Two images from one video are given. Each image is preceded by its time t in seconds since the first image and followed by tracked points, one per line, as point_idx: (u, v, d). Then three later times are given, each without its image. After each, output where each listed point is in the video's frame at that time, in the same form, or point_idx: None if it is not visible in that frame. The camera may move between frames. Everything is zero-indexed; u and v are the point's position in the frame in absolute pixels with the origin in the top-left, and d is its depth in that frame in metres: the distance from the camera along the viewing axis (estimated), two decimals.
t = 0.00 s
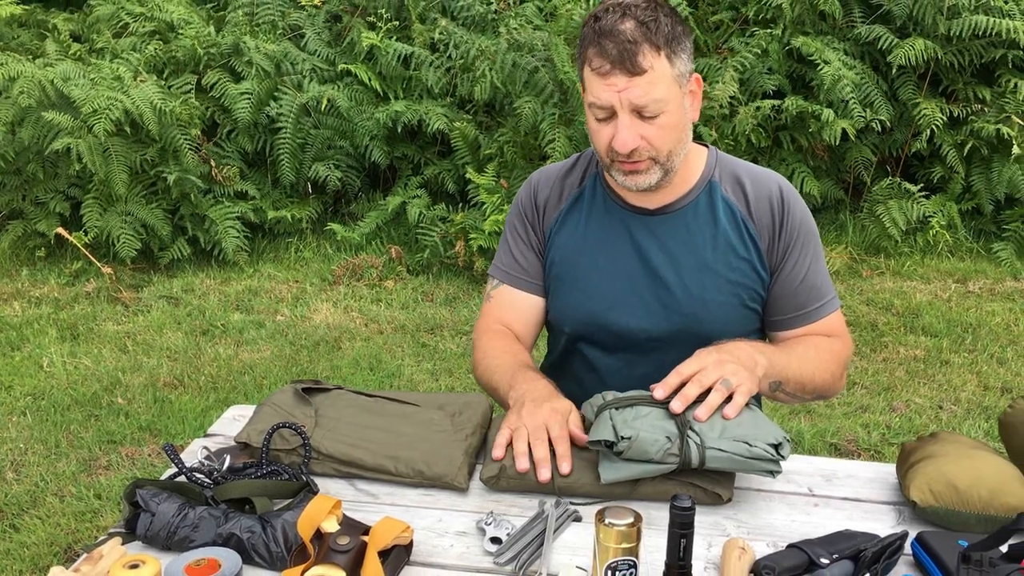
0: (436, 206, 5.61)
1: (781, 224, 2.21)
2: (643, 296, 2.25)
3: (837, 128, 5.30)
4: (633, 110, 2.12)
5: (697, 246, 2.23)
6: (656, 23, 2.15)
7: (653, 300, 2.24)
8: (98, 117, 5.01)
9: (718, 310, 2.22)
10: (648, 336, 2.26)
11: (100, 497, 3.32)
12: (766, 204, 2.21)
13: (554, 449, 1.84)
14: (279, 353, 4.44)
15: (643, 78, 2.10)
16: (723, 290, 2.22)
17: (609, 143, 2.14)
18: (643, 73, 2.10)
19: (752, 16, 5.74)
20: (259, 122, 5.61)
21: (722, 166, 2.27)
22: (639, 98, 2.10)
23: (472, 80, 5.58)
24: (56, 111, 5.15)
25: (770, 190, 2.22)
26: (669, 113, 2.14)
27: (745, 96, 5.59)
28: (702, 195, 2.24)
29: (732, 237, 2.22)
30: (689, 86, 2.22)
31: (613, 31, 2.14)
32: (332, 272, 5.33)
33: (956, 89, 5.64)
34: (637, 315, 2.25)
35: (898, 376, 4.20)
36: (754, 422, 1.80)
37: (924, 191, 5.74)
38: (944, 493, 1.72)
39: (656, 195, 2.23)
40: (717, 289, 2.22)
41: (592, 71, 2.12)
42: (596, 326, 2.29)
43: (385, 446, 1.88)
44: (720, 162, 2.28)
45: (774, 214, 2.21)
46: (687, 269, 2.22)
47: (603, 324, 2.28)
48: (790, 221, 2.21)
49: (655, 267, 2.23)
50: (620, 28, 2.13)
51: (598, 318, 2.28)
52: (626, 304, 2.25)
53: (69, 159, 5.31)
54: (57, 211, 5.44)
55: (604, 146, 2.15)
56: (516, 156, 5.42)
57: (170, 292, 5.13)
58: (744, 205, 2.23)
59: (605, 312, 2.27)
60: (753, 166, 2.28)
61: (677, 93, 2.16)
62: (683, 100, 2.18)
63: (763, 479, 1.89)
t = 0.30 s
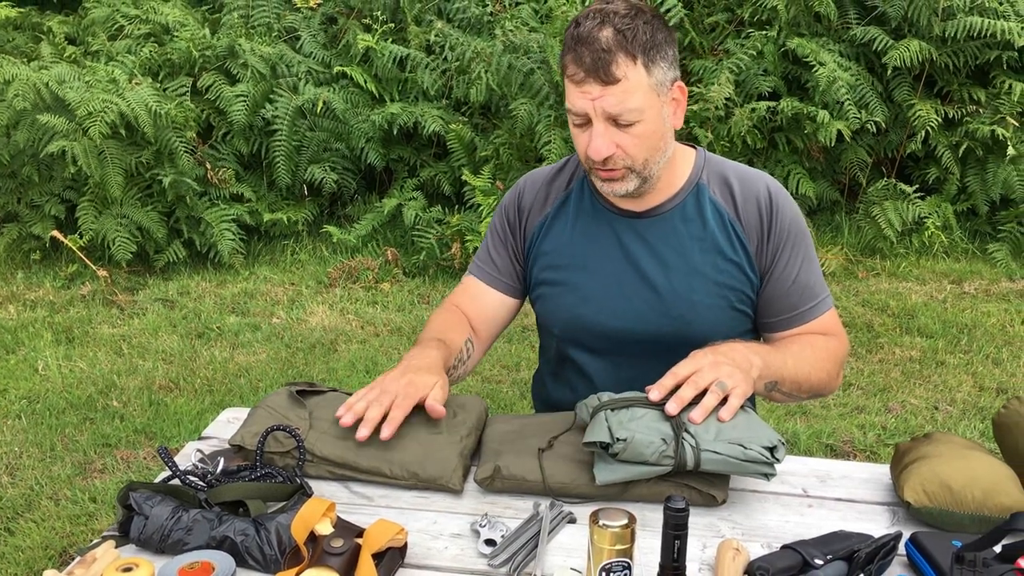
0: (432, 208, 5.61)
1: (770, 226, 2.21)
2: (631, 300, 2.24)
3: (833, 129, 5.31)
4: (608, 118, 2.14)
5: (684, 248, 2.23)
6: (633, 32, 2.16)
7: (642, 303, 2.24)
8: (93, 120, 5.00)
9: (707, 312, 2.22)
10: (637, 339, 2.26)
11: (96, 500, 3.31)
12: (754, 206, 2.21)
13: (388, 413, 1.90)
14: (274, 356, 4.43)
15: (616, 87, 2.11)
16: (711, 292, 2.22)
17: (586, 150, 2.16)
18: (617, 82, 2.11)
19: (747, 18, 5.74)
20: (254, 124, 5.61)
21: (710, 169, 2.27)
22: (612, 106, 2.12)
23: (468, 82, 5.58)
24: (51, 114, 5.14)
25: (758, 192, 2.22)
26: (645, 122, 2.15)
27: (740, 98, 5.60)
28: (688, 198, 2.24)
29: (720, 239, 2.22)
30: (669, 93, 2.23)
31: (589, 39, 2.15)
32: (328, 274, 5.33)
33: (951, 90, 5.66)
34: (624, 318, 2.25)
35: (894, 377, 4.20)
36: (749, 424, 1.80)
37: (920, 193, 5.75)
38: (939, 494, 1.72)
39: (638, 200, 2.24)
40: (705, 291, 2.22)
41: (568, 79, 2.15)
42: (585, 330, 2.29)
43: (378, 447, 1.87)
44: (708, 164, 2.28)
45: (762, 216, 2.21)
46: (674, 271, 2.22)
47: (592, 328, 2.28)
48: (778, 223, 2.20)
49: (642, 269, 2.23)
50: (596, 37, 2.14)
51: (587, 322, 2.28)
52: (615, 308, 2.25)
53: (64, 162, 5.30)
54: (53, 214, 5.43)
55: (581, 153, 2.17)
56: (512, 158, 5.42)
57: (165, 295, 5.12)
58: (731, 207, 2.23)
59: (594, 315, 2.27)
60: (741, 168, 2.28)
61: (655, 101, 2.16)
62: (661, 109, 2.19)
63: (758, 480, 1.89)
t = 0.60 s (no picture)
0: (430, 209, 5.61)
1: (754, 223, 2.21)
2: (619, 303, 2.24)
3: (830, 130, 5.31)
4: (600, 117, 2.14)
5: (670, 249, 2.23)
6: (617, 29, 2.17)
7: (630, 305, 2.23)
8: (90, 120, 4.99)
9: (694, 311, 2.22)
10: (627, 341, 2.25)
11: (93, 502, 3.30)
12: (738, 205, 2.22)
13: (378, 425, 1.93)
14: (272, 356, 4.43)
15: (607, 84, 2.12)
16: (699, 291, 2.22)
17: (579, 151, 2.15)
18: (608, 79, 2.11)
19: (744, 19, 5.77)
20: (252, 125, 5.60)
21: (693, 167, 2.28)
22: (605, 104, 2.12)
23: (466, 83, 5.58)
24: (48, 114, 5.14)
25: (742, 189, 2.22)
26: (635, 118, 2.16)
27: (738, 99, 5.59)
28: (673, 198, 2.25)
29: (705, 238, 2.22)
30: (652, 90, 2.25)
31: (574, 40, 2.15)
32: (325, 275, 5.32)
33: (948, 91, 5.67)
34: (613, 320, 2.24)
35: (891, 378, 4.20)
36: (747, 425, 1.80)
37: (917, 193, 5.75)
38: (935, 494, 1.73)
39: (626, 201, 2.24)
40: (692, 290, 2.22)
41: (556, 81, 2.14)
42: (575, 334, 2.29)
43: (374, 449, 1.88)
44: (690, 162, 2.29)
45: (746, 214, 2.21)
46: (661, 272, 2.22)
47: (582, 331, 2.27)
48: (763, 220, 2.21)
49: (629, 271, 2.23)
50: (582, 36, 2.15)
51: (576, 325, 2.27)
52: (603, 311, 2.25)
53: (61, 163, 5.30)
54: (50, 215, 5.42)
55: (574, 155, 2.16)
56: (509, 159, 5.41)
57: (162, 296, 5.12)
58: (716, 206, 2.23)
59: (582, 317, 2.26)
60: (724, 165, 2.28)
61: (642, 97, 2.18)
62: (647, 105, 2.20)
63: (755, 481, 1.89)
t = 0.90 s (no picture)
0: (430, 210, 5.61)
1: (764, 229, 2.22)
2: (626, 302, 2.24)
3: (830, 131, 5.32)
4: (618, 102, 2.18)
5: (679, 249, 2.23)
6: (632, 19, 2.23)
7: (637, 305, 2.24)
8: (91, 121, 4.99)
9: (701, 314, 2.22)
10: (632, 340, 2.26)
11: (93, 501, 3.31)
12: (748, 209, 2.22)
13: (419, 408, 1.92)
14: (272, 356, 4.44)
15: (624, 69, 2.16)
16: (706, 293, 2.22)
17: (596, 137, 2.19)
18: (624, 63, 2.16)
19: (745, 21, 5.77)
20: (253, 126, 5.61)
21: (704, 170, 2.28)
22: (622, 87, 2.16)
23: (466, 84, 5.59)
24: (49, 114, 5.14)
25: (753, 195, 2.23)
26: (651, 105, 2.20)
27: (738, 99, 5.58)
28: (683, 199, 2.25)
29: (714, 242, 2.22)
30: (667, 83, 2.29)
31: (590, 28, 2.21)
32: (325, 275, 5.33)
33: (948, 93, 5.67)
34: (618, 319, 2.24)
35: (890, 379, 4.21)
36: (747, 427, 1.81)
37: (917, 195, 5.75)
38: (934, 494, 1.73)
39: (640, 198, 2.24)
40: (699, 292, 2.22)
41: (574, 66, 2.19)
42: (580, 332, 2.29)
43: (377, 448, 1.88)
44: (702, 164, 2.29)
45: (756, 219, 2.22)
46: (669, 273, 2.22)
47: (587, 329, 2.27)
48: (772, 226, 2.21)
49: (637, 270, 2.23)
50: (598, 25, 2.20)
51: (582, 323, 2.27)
52: (609, 309, 2.25)
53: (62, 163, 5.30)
54: (50, 215, 5.42)
55: (591, 141, 2.20)
56: (510, 160, 5.41)
57: (163, 296, 5.12)
58: (726, 209, 2.24)
59: (588, 314, 2.27)
60: (735, 169, 2.29)
61: (658, 86, 2.22)
62: (663, 95, 2.24)
63: (754, 482, 1.90)
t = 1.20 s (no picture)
0: (429, 213, 5.61)
1: (784, 243, 2.23)
2: (643, 309, 2.24)
3: (828, 135, 5.33)
4: (650, 110, 2.15)
5: (699, 259, 2.23)
6: (664, 26, 2.22)
7: (654, 313, 2.24)
8: (90, 124, 5.00)
9: (717, 324, 2.22)
10: (645, 347, 2.26)
11: (91, 504, 3.30)
12: (769, 222, 2.22)
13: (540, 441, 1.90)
14: (271, 359, 4.44)
15: (658, 75, 2.14)
16: (723, 305, 2.22)
17: (628, 144, 2.16)
18: (658, 70, 2.14)
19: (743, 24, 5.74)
20: (251, 129, 5.60)
21: (728, 182, 2.28)
22: (656, 95, 2.14)
23: (465, 87, 5.59)
24: (48, 118, 5.15)
25: (775, 208, 2.23)
26: (684, 114, 2.18)
27: (736, 103, 5.59)
28: (707, 210, 2.25)
29: (734, 253, 2.23)
30: (697, 91, 2.27)
31: (623, 33, 2.19)
32: (324, 278, 5.33)
33: (946, 96, 5.68)
34: (634, 325, 2.25)
35: (889, 382, 4.21)
36: (745, 429, 1.81)
37: (915, 198, 5.76)
38: (933, 498, 1.73)
39: (667, 207, 2.24)
40: (717, 303, 2.22)
41: (606, 72, 2.17)
42: (594, 337, 2.29)
43: (382, 452, 1.88)
44: (726, 176, 2.29)
45: (777, 233, 2.22)
46: (688, 282, 2.22)
47: (599, 334, 2.28)
48: (792, 240, 2.22)
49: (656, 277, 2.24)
50: (630, 31, 2.19)
51: (597, 328, 2.28)
52: (626, 316, 2.25)
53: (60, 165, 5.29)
54: (49, 218, 5.42)
55: (622, 148, 2.17)
56: (508, 162, 5.40)
57: (161, 299, 5.12)
58: (747, 221, 2.24)
59: (604, 321, 2.27)
60: (758, 183, 2.29)
61: (690, 94, 2.20)
62: (695, 103, 2.22)
63: (753, 485, 1.90)
